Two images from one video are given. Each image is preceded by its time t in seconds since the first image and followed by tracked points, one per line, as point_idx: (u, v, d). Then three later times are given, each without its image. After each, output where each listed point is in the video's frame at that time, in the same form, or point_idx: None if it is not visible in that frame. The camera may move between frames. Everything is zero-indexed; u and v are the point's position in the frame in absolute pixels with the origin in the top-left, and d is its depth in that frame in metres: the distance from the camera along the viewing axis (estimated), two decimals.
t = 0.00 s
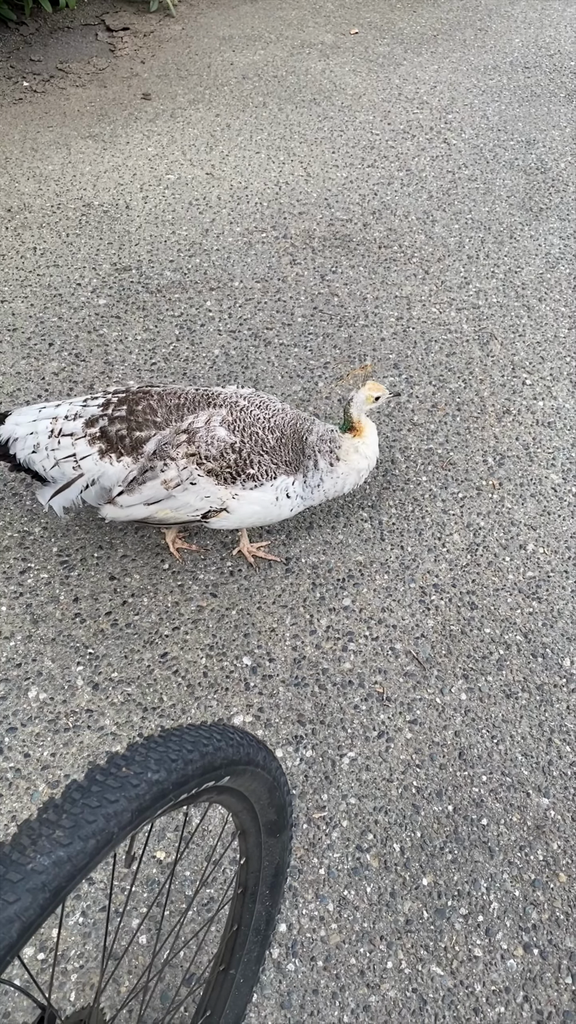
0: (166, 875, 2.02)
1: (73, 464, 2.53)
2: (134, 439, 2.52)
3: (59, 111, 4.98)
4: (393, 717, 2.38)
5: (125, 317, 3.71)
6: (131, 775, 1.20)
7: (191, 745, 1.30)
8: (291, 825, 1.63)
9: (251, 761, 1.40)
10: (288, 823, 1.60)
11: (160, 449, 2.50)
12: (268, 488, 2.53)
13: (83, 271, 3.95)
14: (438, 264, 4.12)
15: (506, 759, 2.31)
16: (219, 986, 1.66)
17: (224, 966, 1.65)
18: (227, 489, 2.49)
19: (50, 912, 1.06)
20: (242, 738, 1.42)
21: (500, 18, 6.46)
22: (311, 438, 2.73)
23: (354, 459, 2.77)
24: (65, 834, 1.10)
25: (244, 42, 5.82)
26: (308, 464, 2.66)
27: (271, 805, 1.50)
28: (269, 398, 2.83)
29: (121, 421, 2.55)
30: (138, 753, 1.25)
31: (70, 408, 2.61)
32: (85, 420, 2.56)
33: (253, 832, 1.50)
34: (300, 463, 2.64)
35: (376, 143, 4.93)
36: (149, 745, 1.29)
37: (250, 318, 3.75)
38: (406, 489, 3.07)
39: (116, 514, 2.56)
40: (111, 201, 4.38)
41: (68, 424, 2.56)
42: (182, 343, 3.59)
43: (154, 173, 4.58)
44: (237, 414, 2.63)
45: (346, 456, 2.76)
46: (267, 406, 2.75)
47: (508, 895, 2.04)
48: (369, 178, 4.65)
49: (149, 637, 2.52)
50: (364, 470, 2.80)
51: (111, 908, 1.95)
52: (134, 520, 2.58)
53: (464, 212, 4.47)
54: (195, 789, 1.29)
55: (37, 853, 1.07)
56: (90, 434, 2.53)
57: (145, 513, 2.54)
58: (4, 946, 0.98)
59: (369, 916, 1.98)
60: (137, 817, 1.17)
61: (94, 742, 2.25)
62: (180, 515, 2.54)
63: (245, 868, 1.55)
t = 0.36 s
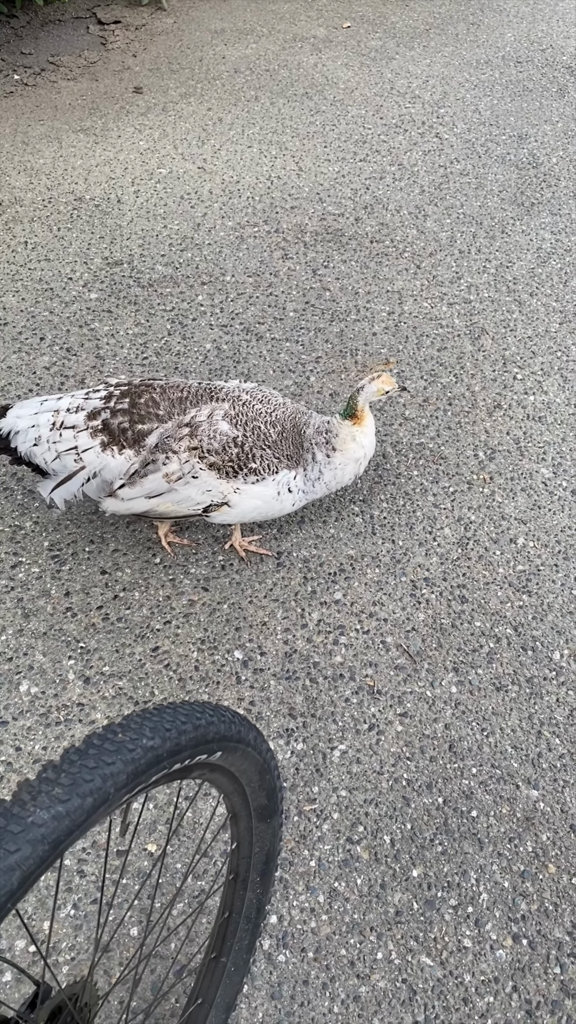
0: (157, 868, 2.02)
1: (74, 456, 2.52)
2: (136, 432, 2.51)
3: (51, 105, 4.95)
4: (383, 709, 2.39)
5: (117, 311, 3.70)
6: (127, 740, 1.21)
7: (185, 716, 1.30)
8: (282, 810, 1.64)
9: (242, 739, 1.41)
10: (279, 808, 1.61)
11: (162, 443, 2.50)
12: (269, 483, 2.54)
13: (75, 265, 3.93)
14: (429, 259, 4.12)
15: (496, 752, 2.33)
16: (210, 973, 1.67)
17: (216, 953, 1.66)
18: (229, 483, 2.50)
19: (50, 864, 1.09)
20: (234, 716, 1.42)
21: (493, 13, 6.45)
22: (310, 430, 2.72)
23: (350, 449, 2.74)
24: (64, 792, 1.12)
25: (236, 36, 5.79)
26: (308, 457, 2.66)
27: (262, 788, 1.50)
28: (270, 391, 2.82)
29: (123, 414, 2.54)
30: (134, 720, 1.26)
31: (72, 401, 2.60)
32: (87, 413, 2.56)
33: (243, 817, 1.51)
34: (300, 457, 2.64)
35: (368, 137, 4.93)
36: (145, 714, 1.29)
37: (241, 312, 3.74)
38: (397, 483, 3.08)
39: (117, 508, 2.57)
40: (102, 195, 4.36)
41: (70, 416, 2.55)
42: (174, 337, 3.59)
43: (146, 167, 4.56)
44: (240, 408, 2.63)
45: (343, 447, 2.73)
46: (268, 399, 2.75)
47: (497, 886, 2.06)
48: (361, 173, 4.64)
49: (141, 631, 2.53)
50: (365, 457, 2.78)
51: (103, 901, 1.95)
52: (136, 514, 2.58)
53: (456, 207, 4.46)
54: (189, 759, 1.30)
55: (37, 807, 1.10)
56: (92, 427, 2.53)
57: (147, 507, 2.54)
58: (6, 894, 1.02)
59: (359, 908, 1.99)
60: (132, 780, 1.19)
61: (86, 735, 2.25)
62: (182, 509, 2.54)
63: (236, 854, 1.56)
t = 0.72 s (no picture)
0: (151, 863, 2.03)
1: (68, 451, 2.52)
2: (130, 427, 2.51)
3: (45, 101, 4.93)
4: (376, 706, 2.40)
5: (111, 308, 3.69)
6: (126, 722, 1.22)
7: (182, 701, 1.31)
8: (276, 803, 1.64)
9: (237, 728, 1.41)
10: (273, 801, 1.61)
11: (156, 438, 2.49)
12: (263, 479, 2.54)
13: (69, 261, 3.92)
14: (424, 256, 4.12)
15: (488, 747, 2.34)
16: (204, 967, 1.68)
17: (209, 947, 1.66)
18: (222, 479, 2.50)
19: (50, 839, 1.09)
20: (230, 704, 1.42)
21: (488, 11, 6.44)
22: (303, 428, 2.72)
23: (343, 447, 2.73)
24: (64, 768, 1.13)
25: (232, 32, 5.78)
26: (302, 454, 2.66)
27: (256, 779, 1.50)
28: (266, 387, 2.81)
29: (117, 409, 2.54)
30: (132, 703, 1.27)
31: (67, 396, 2.60)
32: (82, 407, 2.56)
33: (238, 808, 1.52)
34: (294, 454, 2.64)
35: (363, 134, 4.92)
36: (143, 697, 1.29)
37: (236, 309, 3.73)
38: (390, 480, 3.08)
39: (110, 502, 2.56)
40: (96, 191, 4.35)
41: (65, 410, 2.55)
42: (168, 333, 3.58)
43: (141, 163, 4.55)
44: (235, 404, 2.63)
45: (336, 444, 2.73)
46: (264, 396, 2.75)
47: (490, 881, 2.07)
48: (356, 170, 4.64)
49: (135, 627, 2.53)
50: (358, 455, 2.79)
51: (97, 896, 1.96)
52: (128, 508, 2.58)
53: (450, 204, 4.47)
54: (185, 744, 1.30)
55: (38, 782, 1.10)
56: (86, 422, 2.53)
57: (140, 502, 2.54)
58: (8, 863, 1.02)
59: (352, 902, 2.00)
60: (130, 760, 1.19)
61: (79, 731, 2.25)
62: (174, 505, 2.54)
63: (230, 846, 1.57)
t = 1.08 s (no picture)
0: (148, 861, 2.03)
1: (71, 450, 2.49)
2: (133, 425, 2.49)
3: (44, 97, 4.92)
4: (374, 704, 2.40)
5: (110, 305, 3.68)
6: (121, 722, 1.21)
7: (176, 701, 1.30)
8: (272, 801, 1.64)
9: (233, 727, 1.41)
10: (269, 799, 1.61)
11: (159, 436, 2.48)
12: (266, 478, 2.54)
13: (68, 258, 3.91)
14: (423, 255, 4.12)
15: (486, 746, 2.34)
16: (200, 965, 1.68)
17: (206, 945, 1.67)
18: (226, 478, 2.49)
19: (43, 841, 1.08)
20: (225, 703, 1.42)
21: (487, 9, 6.44)
22: (307, 426, 2.73)
23: (349, 444, 2.76)
24: (57, 769, 1.12)
25: (231, 30, 5.77)
26: (305, 452, 2.67)
27: (252, 776, 1.50)
28: (267, 386, 2.82)
29: (120, 408, 2.52)
30: (127, 703, 1.26)
31: (69, 395, 2.57)
32: (84, 407, 2.53)
33: (234, 806, 1.52)
34: (298, 452, 2.65)
35: (362, 133, 4.92)
36: (137, 697, 1.29)
37: (235, 306, 3.73)
38: (389, 479, 3.08)
39: (112, 502, 2.55)
40: (95, 188, 4.34)
41: (67, 410, 2.53)
42: (167, 330, 3.58)
43: (140, 160, 4.54)
44: (238, 403, 2.63)
45: (343, 441, 2.75)
46: (266, 395, 2.75)
47: (487, 880, 2.07)
48: (355, 168, 4.63)
49: (133, 625, 2.52)
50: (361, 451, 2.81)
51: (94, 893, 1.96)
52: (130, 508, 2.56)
53: (449, 203, 4.46)
54: (180, 743, 1.29)
55: (31, 783, 1.10)
56: (89, 421, 2.50)
57: (142, 501, 2.52)
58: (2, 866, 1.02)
59: (349, 900, 2.00)
60: (125, 760, 1.19)
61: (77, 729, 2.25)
62: (177, 504, 2.53)
63: (226, 843, 1.57)
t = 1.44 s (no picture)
0: (142, 859, 2.02)
1: (81, 460, 2.47)
2: (142, 430, 2.48)
3: (44, 94, 4.91)
4: (369, 702, 2.40)
5: (108, 302, 3.68)
6: (105, 719, 1.21)
7: (163, 698, 1.30)
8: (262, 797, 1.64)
9: (222, 723, 1.40)
10: (260, 795, 1.61)
11: (169, 439, 2.47)
12: (278, 474, 2.54)
13: (66, 255, 3.91)
14: (422, 254, 4.12)
15: (481, 745, 2.34)
16: (191, 961, 1.68)
17: (197, 941, 1.66)
18: (238, 476, 2.49)
19: (26, 839, 1.08)
20: (213, 699, 1.41)
21: (489, 9, 6.43)
22: (317, 421, 2.77)
23: (360, 441, 2.81)
24: (41, 766, 1.11)
25: (232, 27, 5.76)
26: (316, 447, 2.70)
27: (242, 773, 1.50)
28: (273, 383, 2.82)
29: (128, 413, 2.51)
30: (113, 699, 1.26)
31: (75, 404, 2.55)
32: (91, 415, 2.51)
33: (224, 802, 1.51)
34: (308, 448, 2.67)
35: (362, 131, 4.91)
36: (123, 693, 1.28)
37: (233, 304, 3.73)
38: (386, 478, 3.08)
39: (125, 507, 2.53)
40: (94, 185, 4.33)
41: (74, 419, 2.50)
42: (165, 327, 3.57)
43: (139, 157, 4.53)
44: (246, 401, 2.63)
45: (353, 439, 2.80)
46: (273, 391, 2.76)
47: (480, 879, 2.07)
48: (355, 167, 4.63)
49: (128, 622, 2.52)
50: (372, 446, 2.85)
51: (87, 890, 1.95)
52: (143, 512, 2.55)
53: (449, 203, 4.46)
54: (167, 740, 1.29)
55: (14, 781, 1.09)
56: (97, 428, 2.48)
57: (156, 505, 2.51)
58: None
59: (343, 898, 2.00)
60: (110, 757, 1.18)
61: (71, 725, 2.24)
62: (190, 505, 2.52)
63: (217, 840, 1.56)
